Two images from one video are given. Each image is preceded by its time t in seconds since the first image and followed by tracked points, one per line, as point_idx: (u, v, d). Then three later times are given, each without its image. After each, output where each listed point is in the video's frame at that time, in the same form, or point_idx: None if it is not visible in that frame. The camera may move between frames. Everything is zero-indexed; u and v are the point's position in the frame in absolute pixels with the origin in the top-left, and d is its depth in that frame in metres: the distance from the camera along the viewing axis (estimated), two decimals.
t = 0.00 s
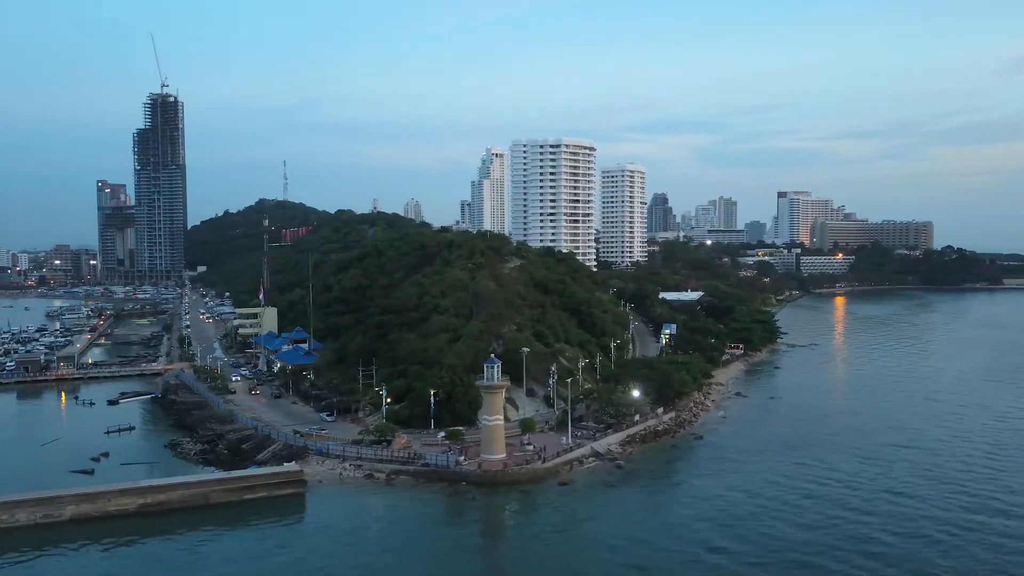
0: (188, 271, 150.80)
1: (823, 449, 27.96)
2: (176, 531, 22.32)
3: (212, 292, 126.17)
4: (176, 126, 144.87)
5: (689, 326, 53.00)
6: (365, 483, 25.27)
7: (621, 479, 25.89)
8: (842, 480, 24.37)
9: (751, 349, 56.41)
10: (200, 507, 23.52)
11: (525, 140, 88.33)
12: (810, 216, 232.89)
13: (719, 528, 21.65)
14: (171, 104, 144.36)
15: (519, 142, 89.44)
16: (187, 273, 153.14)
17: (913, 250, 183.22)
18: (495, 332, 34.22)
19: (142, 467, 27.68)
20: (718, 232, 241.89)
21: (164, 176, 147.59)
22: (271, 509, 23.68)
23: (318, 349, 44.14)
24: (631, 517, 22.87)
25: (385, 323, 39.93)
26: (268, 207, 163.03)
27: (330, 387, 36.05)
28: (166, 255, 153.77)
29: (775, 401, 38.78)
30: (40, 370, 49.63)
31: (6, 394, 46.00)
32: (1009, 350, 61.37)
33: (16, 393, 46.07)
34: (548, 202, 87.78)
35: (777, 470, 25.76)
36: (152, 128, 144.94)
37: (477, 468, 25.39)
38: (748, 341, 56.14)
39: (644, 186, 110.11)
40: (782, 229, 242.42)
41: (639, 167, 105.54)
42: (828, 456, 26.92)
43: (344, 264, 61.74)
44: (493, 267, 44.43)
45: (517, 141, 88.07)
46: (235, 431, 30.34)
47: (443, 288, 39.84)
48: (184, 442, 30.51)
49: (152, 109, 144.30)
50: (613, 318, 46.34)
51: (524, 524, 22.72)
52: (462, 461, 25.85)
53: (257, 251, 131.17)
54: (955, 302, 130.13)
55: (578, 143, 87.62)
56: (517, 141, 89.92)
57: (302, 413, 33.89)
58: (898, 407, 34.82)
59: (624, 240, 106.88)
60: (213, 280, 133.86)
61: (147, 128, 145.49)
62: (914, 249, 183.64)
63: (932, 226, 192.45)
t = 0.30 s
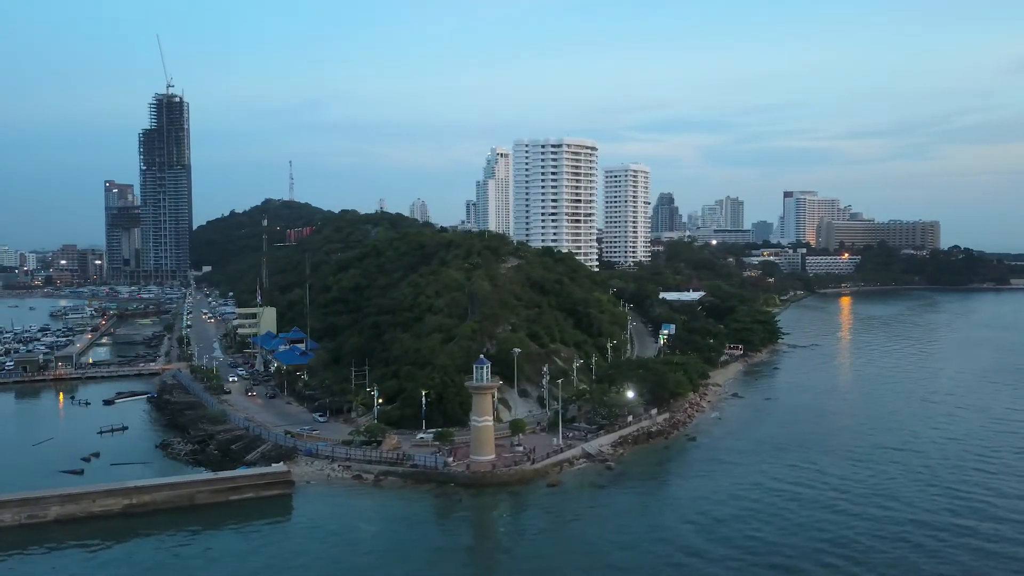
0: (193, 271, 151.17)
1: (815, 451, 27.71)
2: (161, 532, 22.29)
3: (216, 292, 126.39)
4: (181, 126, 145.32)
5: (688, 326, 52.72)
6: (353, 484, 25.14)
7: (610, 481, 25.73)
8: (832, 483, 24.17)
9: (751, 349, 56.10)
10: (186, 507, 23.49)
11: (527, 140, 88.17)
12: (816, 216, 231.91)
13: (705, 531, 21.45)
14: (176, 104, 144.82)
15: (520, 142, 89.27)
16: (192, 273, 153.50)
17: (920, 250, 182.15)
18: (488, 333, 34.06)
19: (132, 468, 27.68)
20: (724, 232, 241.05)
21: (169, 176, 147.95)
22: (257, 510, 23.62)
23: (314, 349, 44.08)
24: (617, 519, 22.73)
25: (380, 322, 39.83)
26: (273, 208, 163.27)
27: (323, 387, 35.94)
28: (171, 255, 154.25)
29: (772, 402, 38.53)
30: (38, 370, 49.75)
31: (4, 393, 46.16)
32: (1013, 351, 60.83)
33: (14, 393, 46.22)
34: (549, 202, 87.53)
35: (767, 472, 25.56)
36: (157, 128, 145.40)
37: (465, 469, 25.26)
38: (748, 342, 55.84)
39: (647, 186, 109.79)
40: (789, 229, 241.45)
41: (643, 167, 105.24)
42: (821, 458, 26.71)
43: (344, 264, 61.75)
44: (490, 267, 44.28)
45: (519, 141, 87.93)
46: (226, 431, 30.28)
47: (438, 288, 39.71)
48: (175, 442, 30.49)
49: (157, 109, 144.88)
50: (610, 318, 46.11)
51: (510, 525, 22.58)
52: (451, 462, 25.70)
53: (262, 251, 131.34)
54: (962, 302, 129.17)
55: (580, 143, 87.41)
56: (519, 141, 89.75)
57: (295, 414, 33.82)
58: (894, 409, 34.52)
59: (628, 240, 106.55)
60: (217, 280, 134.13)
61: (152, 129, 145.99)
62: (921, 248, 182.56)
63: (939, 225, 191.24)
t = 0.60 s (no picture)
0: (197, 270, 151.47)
1: (806, 453, 27.52)
2: (144, 532, 22.22)
3: (219, 292, 126.61)
4: (186, 126, 145.66)
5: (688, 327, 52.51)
6: (340, 485, 25.06)
7: (598, 482, 25.60)
8: (822, 485, 23.98)
9: (750, 349, 55.91)
10: (171, 508, 23.43)
11: (528, 139, 88.07)
12: (823, 216, 231.00)
13: (689, 534, 21.27)
14: (181, 105, 145.19)
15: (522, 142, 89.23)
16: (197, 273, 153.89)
17: (926, 249, 181.16)
18: (481, 333, 33.95)
19: (122, 468, 27.66)
20: (730, 232, 240.25)
21: (174, 176, 148.25)
22: (242, 511, 23.53)
23: (310, 349, 44.01)
24: (602, 521, 22.61)
25: (375, 322, 39.73)
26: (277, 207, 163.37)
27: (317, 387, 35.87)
28: (176, 254, 154.65)
29: (768, 402, 38.29)
30: (36, 369, 49.83)
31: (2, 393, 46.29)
32: (1016, 351, 60.39)
33: (12, 392, 46.35)
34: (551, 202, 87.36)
35: (756, 474, 25.40)
36: (162, 129, 145.78)
37: (453, 470, 25.15)
38: (747, 342, 55.66)
39: (650, 185, 109.53)
40: (795, 229, 240.59)
41: (645, 166, 105.03)
42: (812, 459, 26.56)
43: (343, 264, 61.75)
44: (486, 267, 44.18)
45: (520, 141, 87.87)
46: (217, 432, 30.23)
47: (433, 288, 39.64)
48: (166, 442, 30.47)
49: (162, 109, 145.31)
50: (608, 319, 45.95)
51: (495, 527, 22.46)
52: (439, 463, 25.57)
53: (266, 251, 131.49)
54: (968, 302, 128.36)
55: (581, 142, 87.27)
56: (521, 141, 89.70)
57: (287, 414, 33.76)
58: (891, 410, 34.26)
59: (631, 240, 106.35)
60: (221, 279, 134.29)
61: (158, 129, 146.39)
62: (927, 248, 181.62)
63: (946, 225, 190.14)
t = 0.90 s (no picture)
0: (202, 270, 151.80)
1: (798, 455, 27.34)
2: (127, 533, 22.17)
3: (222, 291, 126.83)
4: (191, 126, 146.04)
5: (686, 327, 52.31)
6: (328, 485, 24.99)
7: (586, 483, 25.49)
8: (810, 488, 23.79)
9: (750, 349, 55.69)
10: (156, 508, 23.39)
11: (529, 139, 87.93)
12: (828, 215, 230.12)
13: (673, 537, 21.11)
14: (186, 105, 145.50)
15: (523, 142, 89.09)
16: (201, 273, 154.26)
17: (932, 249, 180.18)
18: (474, 333, 33.84)
19: (110, 468, 27.66)
20: (735, 232, 239.47)
21: (179, 176, 148.62)
22: (228, 512, 23.46)
23: (306, 349, 43.97)
24: (587, 522, 22.50)
25: (369, 322, 39.65)
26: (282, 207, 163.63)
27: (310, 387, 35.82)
28: (181, 254, 155.06)
29: (765, 403, 38.06)
30: (34, 369, 49.96)
31: None
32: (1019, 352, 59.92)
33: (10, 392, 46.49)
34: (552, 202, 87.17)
35: (745, 477, 25.23)
36: (167, 129, 146.18)
37: (440, 471, 25.04)
38: (746, 342, 55.43)
39: (653, 185, 109.20)
40: (800, 228, 239.77)
41: (648, 166, 104.76)
42: (802, 462, 26.37)
43: (342, 264, 61.75)
44: (481, 268, 44.09)
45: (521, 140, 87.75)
46: (207, 432, 30.20)
47: (427, 288, 39.54)
48: (157, 443, 30.47)
49: (167, 109, 145.76)
50: (604, 319, 45.77)
51: (480, 528, 22.36)
52: (427, 464, 25.47)
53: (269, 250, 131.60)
54: (973, 302, 127.60)
55: (582, 142, 87.11)
56: (522, 140, 89.55)
57: (280, 414, 33.72)
58: (887, 412, 34.02)
59: (634, 239, 106.10)
60: (225, 279, 134.46)
61: (163, 129, 146.79)
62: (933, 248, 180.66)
63: (952, 225, 189.08)
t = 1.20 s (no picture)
0: (207, 271, 152.02)
1: (790, 456, 27.14)
2: (112, 533, 22.14)
3: (226, 291, 127.00)
4: (196, 126, 146.41)
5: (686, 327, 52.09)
6: (315, 486, 24.91)
7: (575, 483, 25.35)
8: (799, 491, 23.60)
9: (750, 349, 55.41)
10: (142, 508, 23.33)
11: (530, 139, 87.76)
12: (835, 215, 229.13)
13: (658, 539, 20.97)
14: (192, 105, 145.86)
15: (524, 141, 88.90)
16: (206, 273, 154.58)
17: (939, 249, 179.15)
18: (467, 333, 33.71)
19: (101, 468, 27.65)
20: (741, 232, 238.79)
21: (185, 176, 148.96)
22: (214, 513, 23.39)
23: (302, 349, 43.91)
24: (573, 523, 22.38)
25: (364, 322, 39.56)
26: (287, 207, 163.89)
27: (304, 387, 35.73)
28: (186, 254, 155.34)
29: (761, 403, 37.79)
30: (33, 369, 50.03)
31: None
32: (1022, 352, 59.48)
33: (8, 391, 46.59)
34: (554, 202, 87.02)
35: (735, 479, 25.05)
36: (173, 129, 146.57)
37: (429, 472, 24.92)
38: (746, 343, 55.14)
39: (657, 184, 108.87)
40: (806, 228, 238.82)
41: (652, 165, 104.44)
42: (794, 464, 26.17)
43: (341, 264, 61.72)
44: (478, 267, 43.97)
45: (523, 140, 87.58)
46: (198, 432, 30.16)
47: (423, 288, 39.43)
48: (149, 442, 30.45)
49: (173, 109, 146.09)
50: (602, 318, 45.57)
51: (464, 529, 22.24)
52: (415, 464, 25.36)
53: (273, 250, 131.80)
54: (980, 302, 126.75)
55: (583, 141, 86.89)
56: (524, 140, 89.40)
57: (273, 414, 33.67)
58: (884, 413, 33.75)
59: (637, 239, 105.74)
60: (229, 279, 134.65)
61: (168, 129, 147.16)
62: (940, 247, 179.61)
63: (960, 225, 187.90)
